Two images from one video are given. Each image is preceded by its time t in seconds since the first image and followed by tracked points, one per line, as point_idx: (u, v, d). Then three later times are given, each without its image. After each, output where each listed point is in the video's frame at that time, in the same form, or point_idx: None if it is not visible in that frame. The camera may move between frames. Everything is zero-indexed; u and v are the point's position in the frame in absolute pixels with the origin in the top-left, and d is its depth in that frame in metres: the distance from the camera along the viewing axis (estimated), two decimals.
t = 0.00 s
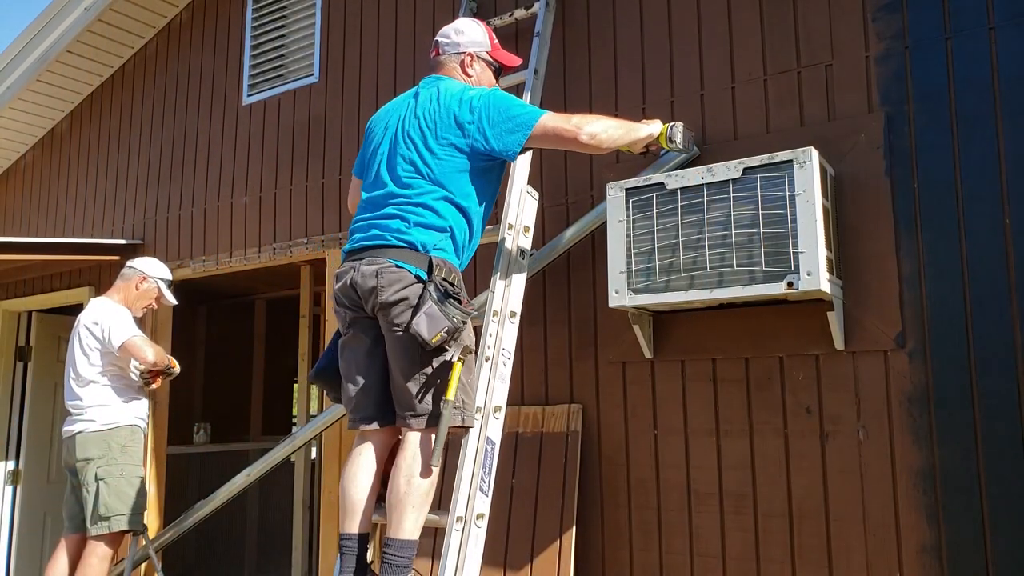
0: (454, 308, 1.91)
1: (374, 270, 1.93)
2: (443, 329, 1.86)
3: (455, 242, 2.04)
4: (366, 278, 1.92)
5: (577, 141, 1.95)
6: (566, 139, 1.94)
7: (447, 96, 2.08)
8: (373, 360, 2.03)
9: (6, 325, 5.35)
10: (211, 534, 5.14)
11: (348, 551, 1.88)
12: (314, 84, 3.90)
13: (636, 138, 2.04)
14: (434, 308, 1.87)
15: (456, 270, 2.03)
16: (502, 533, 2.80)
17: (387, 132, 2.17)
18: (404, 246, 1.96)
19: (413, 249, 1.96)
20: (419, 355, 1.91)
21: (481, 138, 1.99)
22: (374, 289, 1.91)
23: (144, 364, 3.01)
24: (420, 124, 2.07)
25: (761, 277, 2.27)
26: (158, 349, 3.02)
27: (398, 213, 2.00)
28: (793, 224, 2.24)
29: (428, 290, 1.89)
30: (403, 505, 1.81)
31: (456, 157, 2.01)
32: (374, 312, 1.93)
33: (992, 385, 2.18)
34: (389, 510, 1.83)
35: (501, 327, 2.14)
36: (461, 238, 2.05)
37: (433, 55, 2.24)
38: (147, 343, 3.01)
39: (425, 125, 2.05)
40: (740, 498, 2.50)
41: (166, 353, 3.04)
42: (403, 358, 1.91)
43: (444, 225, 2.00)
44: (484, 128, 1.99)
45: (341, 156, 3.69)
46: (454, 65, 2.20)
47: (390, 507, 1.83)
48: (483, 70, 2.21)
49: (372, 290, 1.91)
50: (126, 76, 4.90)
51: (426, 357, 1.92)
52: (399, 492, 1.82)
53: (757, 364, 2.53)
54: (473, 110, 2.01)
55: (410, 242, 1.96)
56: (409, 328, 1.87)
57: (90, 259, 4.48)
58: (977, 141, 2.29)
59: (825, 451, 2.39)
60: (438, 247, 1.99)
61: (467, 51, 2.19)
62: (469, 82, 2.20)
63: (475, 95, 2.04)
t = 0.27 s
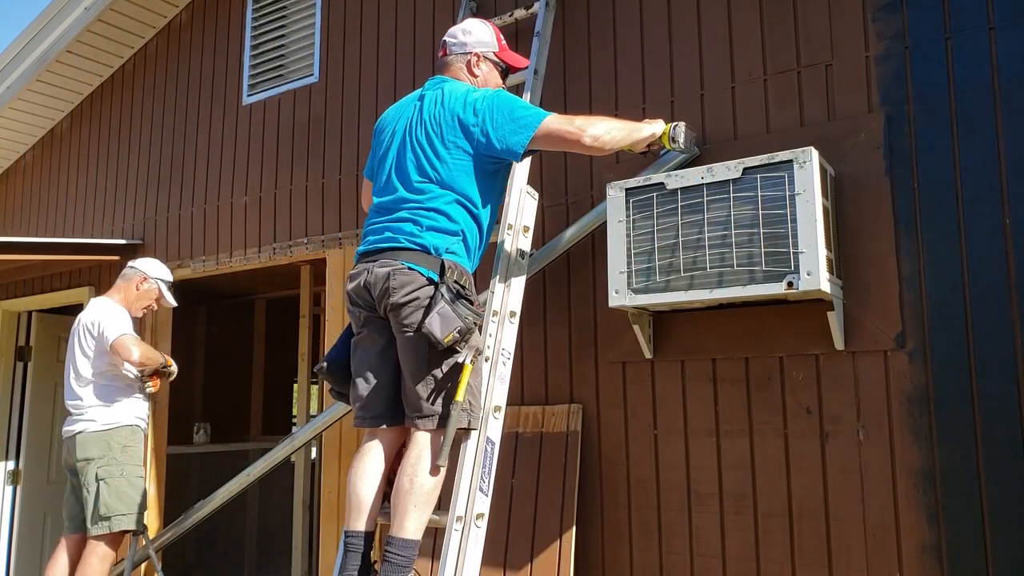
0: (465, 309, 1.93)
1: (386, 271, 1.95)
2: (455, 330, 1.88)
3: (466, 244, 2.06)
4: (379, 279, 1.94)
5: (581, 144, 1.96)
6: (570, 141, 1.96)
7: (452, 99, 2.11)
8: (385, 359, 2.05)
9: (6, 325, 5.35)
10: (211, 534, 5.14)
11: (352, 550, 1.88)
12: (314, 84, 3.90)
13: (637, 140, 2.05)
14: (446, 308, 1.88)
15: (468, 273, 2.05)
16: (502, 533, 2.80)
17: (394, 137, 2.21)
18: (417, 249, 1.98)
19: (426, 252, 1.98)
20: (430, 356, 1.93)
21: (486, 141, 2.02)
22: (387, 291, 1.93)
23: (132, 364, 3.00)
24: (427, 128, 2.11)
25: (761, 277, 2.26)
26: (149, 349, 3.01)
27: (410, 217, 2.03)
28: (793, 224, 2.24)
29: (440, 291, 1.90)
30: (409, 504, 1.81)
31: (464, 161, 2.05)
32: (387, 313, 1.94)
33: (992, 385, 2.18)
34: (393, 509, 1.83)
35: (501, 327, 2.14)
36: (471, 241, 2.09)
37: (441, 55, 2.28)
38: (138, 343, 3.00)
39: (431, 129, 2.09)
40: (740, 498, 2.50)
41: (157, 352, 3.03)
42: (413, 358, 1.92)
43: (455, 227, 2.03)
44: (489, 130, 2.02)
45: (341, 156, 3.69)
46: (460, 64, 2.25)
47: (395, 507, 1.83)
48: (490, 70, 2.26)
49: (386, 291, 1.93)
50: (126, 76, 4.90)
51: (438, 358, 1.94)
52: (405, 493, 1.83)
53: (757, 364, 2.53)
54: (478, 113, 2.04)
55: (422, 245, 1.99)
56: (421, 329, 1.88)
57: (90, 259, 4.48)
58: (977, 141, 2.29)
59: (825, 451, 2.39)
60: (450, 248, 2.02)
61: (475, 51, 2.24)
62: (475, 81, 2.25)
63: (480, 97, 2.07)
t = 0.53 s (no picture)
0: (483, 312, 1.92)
1: (404, 273, 1.97)
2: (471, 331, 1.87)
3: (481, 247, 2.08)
4: (396, 280, 1.97)
5: (584, 148, 1.96)
6: (573, 144, 1.95)
7: (457, 104, 2.13)
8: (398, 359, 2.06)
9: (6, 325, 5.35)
10: (211, 534, 5.14)
11: (358, 549, 1.89)
12: (314, 84, 3.89)
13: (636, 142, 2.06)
14: (463, 310, 1.88)
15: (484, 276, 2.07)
16: (502, 533, 2.80)
17: (402, 143, 2.23)
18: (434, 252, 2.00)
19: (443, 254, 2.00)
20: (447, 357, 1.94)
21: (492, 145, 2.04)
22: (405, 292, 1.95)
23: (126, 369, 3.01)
24: (433, 135, 2.13)
25: (761, 277, 2.26)
26: (143, 354, 3.02)
27: (425, 221, 2.05)
28: (793, 224, 2.24)
29: (457, 294, 1.90)
30: (409, 505, 1.81)
31: (472, 165, 2.07)
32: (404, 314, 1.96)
33: (992, 385, 2.18)
34: (395, 510, 1.83)
35: (501, 327, 2.14)
36: (487, 243, 2.11)
37: (448, 56, 2.30)
38: (132, 347, 3.01)
39: (438, 134, 2.12)
40: (740, 498, 2.50)
41: (150, 357, 3.03)
42: (429, 360, 1.92)
43: (470, 230, 2.05)
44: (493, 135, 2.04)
45: (341, 156, 3.69)
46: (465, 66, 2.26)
47: (397, 507, 1.83)
48: (496, 71, 2.26)
49: (403, 292, 1.95)
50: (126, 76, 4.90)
51: (455, 359, 1.96)
52: (406, 493, 1.82)
53: (757, 364, 2.53)
54: (482, 117, 2.06)
55: (440, 249, 2.00)
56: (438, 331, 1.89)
57: (90, 259, 4.48)
58: (977, 141, 2.29)
59: (825, 451, 2.39)
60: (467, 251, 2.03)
61: (481, 53, 2.25)
62: (481, 83, 2.25)
63: (484, 101, 2.09)
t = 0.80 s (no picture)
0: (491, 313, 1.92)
1: (410, 272, 1.97)
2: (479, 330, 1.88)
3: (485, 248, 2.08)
4: (403, 280, 1.97)
5: (585, 147, 1.96)
6: (574, 144, 1.95)
7: (458, 105, 2.13)
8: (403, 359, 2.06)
9: (6, 325, 5.35)
10: (211, 534, 5.14)
11: (355, 549, 1.91)
12: (314, 84, 3.90)
13: (637, 141, 2.06)
14: (471, 311, 1.88)
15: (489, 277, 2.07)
16: (502, 533, 2.80)
17: (404, 146, 2.23)
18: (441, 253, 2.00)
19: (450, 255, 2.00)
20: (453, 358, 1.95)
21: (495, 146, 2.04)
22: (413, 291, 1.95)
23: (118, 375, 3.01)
24: (435, 137, 2.13)
25: (761, 277, 2.26)
26: (137, 362, 3.01)
27: (430, 223, 2.05)
28: (793, 224, 2.24)
29: (465, 294, 1.91)
30: (405, 508, 1.80)
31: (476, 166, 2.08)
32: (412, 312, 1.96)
33: (992, 385, 2.18)
34: (390, 512, 1.83)
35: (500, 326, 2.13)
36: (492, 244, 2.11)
37: (450, 58, 2.30)
38: (127, 355, 3.01)
39: (439, 136, 2.12)
40: (740, 498, 2.50)
41: (145, 365, 3.03)
42: (435, 360, 1.93)
43: (474, 231, 2.05)
44: (494, 135, 2.04)
45: (342, 156, 3.69)
46: (467, 67, 2.26)
47: (392, 509, 1.83)
48: (498, 73, 2.26)
49: (409, 291, 1.95)
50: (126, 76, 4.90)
51: (461, 360, 1.97)
52: (400, 495, 1.82)
53: (757, 364, 2.53)
54: (484, 119, 2.06)
55: (447, 249, 2.00)
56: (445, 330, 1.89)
57: (90, 259, 4.48)
58: (977, 141, 2.29)
59: (824, 450, 2.40)
60: (473, 251, 2.04)
61: (483, 54, 2.25)
62: (484, 84, 2.25)
63: (486, 102, 2.09)
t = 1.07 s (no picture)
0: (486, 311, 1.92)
1: (406, 272, 1.98)
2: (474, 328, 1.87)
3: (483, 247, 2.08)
4: (399, 279, 1.97)
5: (586, 145, 1.96)
6: (575, 143, 1.96)
7: (458, 104, 2.13)
8: (399, 359, 2.06)
9: (6, 325, 5.35)
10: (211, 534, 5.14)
11: (352, 549, 1.91)
12: (314, 84, 3.90)
13: (637, 141, 2.05)
14: (465, 310, 1.88)
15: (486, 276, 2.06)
16: (502, 533, 2.80)
17: (403, 144, 2.23)
18: (438, 251, 2.00)
19: (447, 253, 2.00)
20: (448, 357, 1.94)
21: (496, 145, 2.04)
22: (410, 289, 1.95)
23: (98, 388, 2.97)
24: (436, 135, 2.13)
25: (761, 277, 2.26)
26: (119, 378, 2.96)
27: (428, 221, 2.05)
28: (793, 224, 2.24)
29: (460, 294, 1.90)
30: (402, 509, 1.80)
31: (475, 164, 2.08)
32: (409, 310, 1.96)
33: (992, 385, 2.18)
34: (388, 514, 1.83)
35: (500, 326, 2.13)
36: (490, 243, 2.11)
37: (451, 58, 2.30)
38: (109, 370, 2.96)
39: (439, 135, 2.12)
40: (740, 498, 2.50)
41: (126, 381, 2.98)
42: (430, 359, 1.93)
43: (472, 229, 2.05)
44: (494, 133, 2.04)
45: (341, 156, 3.69)
46: (467, 66, 2.26)
47: (389, 510, 1.83)
48: (499, 72, 2.26)
49: (406, 291, 1.95)
50: (126, 76, 4.90)
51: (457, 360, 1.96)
52: (397, 497, 1.82)
53: (758, 364, 2.53)
54: (484, 117, 2.06)
55: (444, 247, 2.00)
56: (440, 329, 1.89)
57: (89, 259, 4.48)
58: (977, 141, 2.29)
59: (824, 450, 2.39)
60: (471, 250, 2.03)
61: (484, 54, 2.25)
62: (484, 84, 2.25)
63: (486, 101, 2.10)
